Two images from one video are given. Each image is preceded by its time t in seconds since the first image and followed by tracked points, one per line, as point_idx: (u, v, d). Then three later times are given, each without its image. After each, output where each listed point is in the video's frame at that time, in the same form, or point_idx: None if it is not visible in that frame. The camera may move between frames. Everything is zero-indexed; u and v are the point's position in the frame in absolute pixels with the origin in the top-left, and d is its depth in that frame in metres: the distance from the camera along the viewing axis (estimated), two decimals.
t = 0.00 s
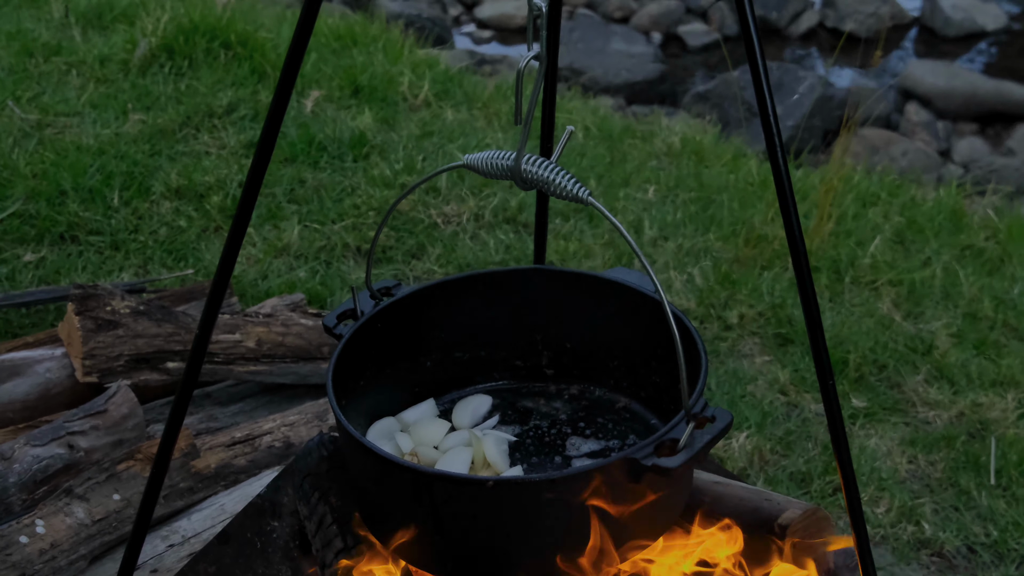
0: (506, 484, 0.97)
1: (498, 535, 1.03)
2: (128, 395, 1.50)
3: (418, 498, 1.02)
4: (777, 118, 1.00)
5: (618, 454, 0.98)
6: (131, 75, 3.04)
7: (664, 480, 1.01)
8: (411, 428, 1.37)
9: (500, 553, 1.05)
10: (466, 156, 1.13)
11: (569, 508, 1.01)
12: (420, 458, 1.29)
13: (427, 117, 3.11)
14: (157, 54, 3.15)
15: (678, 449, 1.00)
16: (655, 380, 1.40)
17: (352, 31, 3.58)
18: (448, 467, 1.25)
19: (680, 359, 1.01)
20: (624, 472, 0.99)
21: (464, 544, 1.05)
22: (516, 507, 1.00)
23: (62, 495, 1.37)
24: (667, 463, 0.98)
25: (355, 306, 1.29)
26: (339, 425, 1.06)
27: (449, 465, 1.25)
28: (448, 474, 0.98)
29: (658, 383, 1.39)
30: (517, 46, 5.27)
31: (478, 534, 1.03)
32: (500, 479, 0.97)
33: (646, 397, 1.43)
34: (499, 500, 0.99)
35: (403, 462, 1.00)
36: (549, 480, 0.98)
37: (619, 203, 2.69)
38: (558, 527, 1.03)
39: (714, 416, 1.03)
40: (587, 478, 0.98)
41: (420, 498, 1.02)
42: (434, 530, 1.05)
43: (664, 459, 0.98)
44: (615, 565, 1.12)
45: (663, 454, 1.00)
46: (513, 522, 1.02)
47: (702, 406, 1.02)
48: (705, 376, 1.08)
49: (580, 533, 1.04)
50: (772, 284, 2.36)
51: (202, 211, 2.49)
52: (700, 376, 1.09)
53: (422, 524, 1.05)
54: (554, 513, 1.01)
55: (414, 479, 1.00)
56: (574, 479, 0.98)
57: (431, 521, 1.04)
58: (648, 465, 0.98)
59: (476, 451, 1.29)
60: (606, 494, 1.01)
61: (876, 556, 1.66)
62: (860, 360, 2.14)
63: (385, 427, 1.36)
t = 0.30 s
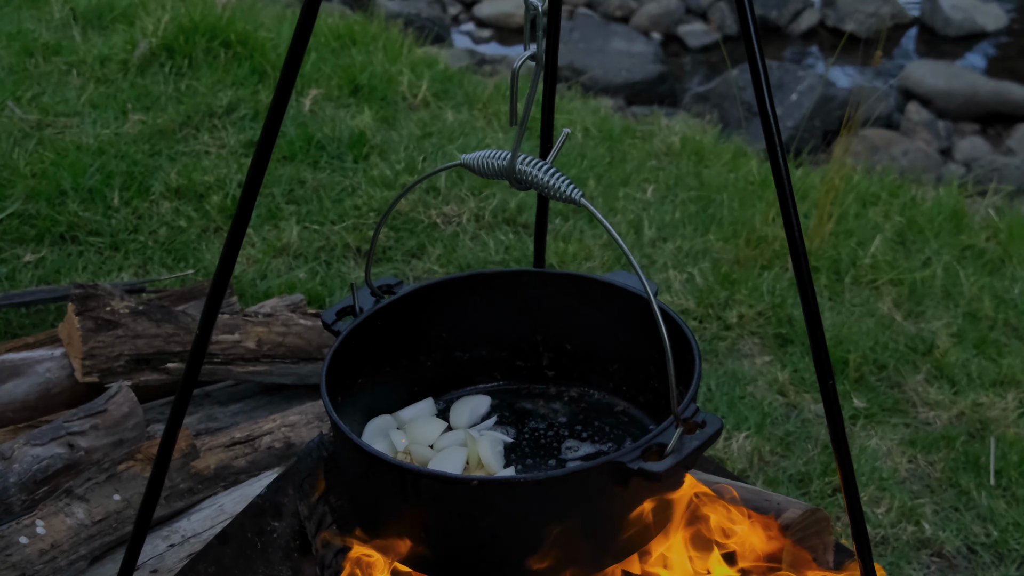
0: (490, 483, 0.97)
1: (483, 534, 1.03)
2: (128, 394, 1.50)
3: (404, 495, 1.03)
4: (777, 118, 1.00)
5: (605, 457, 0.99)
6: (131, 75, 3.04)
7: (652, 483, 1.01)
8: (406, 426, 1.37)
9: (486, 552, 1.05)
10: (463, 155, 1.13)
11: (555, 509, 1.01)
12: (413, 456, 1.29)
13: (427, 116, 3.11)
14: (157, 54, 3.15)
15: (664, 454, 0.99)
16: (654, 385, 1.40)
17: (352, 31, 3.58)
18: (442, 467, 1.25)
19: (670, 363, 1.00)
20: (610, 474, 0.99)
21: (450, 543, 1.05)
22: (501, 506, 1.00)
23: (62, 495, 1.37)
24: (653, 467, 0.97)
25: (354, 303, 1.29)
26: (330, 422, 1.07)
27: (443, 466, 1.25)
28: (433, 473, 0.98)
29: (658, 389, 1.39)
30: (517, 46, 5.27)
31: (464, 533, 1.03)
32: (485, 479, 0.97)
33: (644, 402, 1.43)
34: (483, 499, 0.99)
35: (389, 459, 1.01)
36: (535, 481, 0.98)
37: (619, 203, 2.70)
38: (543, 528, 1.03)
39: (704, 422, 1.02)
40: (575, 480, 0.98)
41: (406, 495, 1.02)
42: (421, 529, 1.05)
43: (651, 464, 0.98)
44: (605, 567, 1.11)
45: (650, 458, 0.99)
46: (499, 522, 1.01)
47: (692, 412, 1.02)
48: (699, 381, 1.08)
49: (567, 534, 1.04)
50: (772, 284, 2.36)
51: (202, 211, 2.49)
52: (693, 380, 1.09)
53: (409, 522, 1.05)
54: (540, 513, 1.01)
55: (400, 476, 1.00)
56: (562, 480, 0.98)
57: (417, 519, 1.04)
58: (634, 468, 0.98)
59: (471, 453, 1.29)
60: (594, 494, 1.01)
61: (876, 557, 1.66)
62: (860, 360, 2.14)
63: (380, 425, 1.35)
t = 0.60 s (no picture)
0: (484, 483, 0.98)
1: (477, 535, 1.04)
2: (128, 394, 1.50)
3: (399, 494, 1.03)
4: (777, 119, 1.01)
5: (601, 459, 0.99)
6: (131, 76, 3.04)
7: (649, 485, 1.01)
8: (405, 425, 1.37)
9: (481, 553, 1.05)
10: (463, 155, 1.13)
11: (550, 510, 1.01)
12: (411, 455, 1.28)
13: (427, 117, 3.11)
14: (157, 54, 3.15)
15: (659, 456, 1.00)
16: (653, 387, 1.40)
17: (351, 31, 3.58)
18: (440, 467, 1.24)
19: (666, 365, 1.00)
20: (607, 475, 0.99)
21: (444, 543, 1.05)
22: (494, 507, 1.00)
23: (62, 495, 1.37)
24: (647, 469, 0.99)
25: (354, 302, 1.29)
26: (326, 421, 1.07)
27: (442, 465, 1.24)
28: (427, 472, 0.98)
29: (656, 391, 1.39)
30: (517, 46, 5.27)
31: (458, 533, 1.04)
32: (478, 478, 0.98)
33: (643, 404, 1.43)
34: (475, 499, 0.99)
35: (384, 458, 1.01)
36: (529, 481, 0.98)
37: (619, 203, 2.70)
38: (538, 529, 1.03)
39: (699, 424, 1.03)
40: (570, 480, 0.98)
41: (401, 495, 1.03)
42: (416, 529, 1.06)
43: (646, 466, 0.99)
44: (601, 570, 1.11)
45: (645, 460, 1.00)
46: (493, 522, 1.02)
47: (687, 413, 1.03)
48: (695, 383, 1.08)
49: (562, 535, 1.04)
50: (772, 284, 2.36)
51: (202, 211, 2.49)
52: (691, 381, 1.09)
53: (404, 522, 1.06)
54: (533, 513, 1.01)
55: (394, 475, 1.01)
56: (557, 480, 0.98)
57: (412, 519, 1.05)
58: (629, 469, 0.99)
59: (468, 454, 1.29)
60: (588, 496, 1.01)
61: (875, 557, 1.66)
62: (860, 360, 2.14)
63: (378, 423, 1.35)
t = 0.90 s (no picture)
0: (489, 483, 0.98)
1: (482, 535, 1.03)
2: (127, 395, 1.50)
3: (404, 496, 1.03)
4: (776, 120, 1.01)
5: (605, 458, 0.98)
6: (131, 76, 3.04)
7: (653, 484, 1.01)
8: (406, 425, 1.37)
9: (486, 552, 1.05)
10: (463, 156, 1.13)
11: (555, 509, 1.01)
12: (413, 456, 1.28)
13: (427, 117, 3.11)
14: (157, 54, 3.15)
15: (665, 453, 1.00)
16: (653, 385, 1.40)
17: (352, 31, 3.58)
18: (442, 467, 1.24)
19: (669, 363, 1.00)
20: (611, 474, 0.99)
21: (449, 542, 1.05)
22: (499, 507, 1.00)
23: (62, 495, 1.37)
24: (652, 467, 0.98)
25: (354, 304, 1.29)
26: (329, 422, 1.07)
27: (443, 466, 1.25)
28: (431, 473, 0.98)
29: (657, 389, 1.39)
30: (517, 46, 5.27)
31: (464, 533, 1.04)
32: (483, 479, 0.98)
33: (644, 402, 1.43)
34: (480, 500, 0.99)
35: (388, 460, 1.01)
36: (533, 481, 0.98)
37: (619, 203, 2.70)
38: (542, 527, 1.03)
39: (703, 422, 1.03)
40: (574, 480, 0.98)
41: (405, 497, 1.03)
42: (421, 530, 1.05)
43: (650, 463, 0.98)
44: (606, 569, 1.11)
45: (650, 458, 1.00)
46: (497, 521, 1.02)
47: (691, 411, 1.03)
48: (697, 380, 1.08)
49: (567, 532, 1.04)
50: (772, 284, 2.36)
51: (202, 211, 2.49)
52: (693, 380, 1.09)
53: (408, 523, 1.06)
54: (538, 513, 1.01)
55: (399, 476, 1.01)
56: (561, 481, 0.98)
57: (417, 520, 1.04)
58: (633, 468, 0.98)
59: (469, 453, 1.29)
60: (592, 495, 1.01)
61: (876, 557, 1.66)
62: (860, 360, 2.14)
63: (380, 424, 1.35)
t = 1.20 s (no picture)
0: (504, 484, 0.97)
1: (496, 536, 1.03)
2: (128, 395, 1.49)
3: (418, 498, 1.02)
4: (777, 119, 1.01)
5: (618, 455, 0.99)
6: (131, 76, 3.04)
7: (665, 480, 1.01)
8: (409, 428, 1.37)
9: (499, 552, 1.05)
10: (465, 156, 1.13)
11: (570, 506, 1.00)
12: (418, 457, 1.28)
13: (427, 116, 3.11)
14: (157, 54, 3.15)
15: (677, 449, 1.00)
16: (655, 381, 1.40)
17: (352, 31, 3.58)
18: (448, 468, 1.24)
19: (679, 360, 1.01)
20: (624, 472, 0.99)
21: (463, 543, 1.05)
22: (514, 507, 0.99)
23: (62, 495, 1.37)
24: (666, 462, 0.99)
25: (355, 306, 1.29)
26: (338, 427, 1.06)
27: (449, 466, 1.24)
28: (445, 475, 0.97)
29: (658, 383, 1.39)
30: (517, 46, 5.27)
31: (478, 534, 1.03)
32: (498, 480, 0.97)
33: (645, 397, 1.43)
34: (495, 501, 0.99)
35: (401, 463, 1.00)
36: (548, 481, 0.97)
37: (619, 203, 2.69)
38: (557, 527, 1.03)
39: (713, 417, 1.04)
40: (587, 479, 0.98)
41: (419, 500, 1.02)
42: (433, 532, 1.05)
43: (663, 459, 0.99)
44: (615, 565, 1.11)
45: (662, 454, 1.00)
46: (512, 522, 1.01)
47: (700, 407, 1.04)
48: (703, 377, 1.09)
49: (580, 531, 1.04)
50: (772, 284, 2.36)
51: (202, 211, 2.49)
52: (699, 375, 1.10)
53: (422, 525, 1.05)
54: (553, 513, 1.01)
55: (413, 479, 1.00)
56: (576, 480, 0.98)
57: (430, 522, 1.04)
58: (647, 465, 0.98)
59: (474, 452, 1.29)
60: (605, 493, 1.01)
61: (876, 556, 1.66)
62: (860, 360, 2.14)
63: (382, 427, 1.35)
